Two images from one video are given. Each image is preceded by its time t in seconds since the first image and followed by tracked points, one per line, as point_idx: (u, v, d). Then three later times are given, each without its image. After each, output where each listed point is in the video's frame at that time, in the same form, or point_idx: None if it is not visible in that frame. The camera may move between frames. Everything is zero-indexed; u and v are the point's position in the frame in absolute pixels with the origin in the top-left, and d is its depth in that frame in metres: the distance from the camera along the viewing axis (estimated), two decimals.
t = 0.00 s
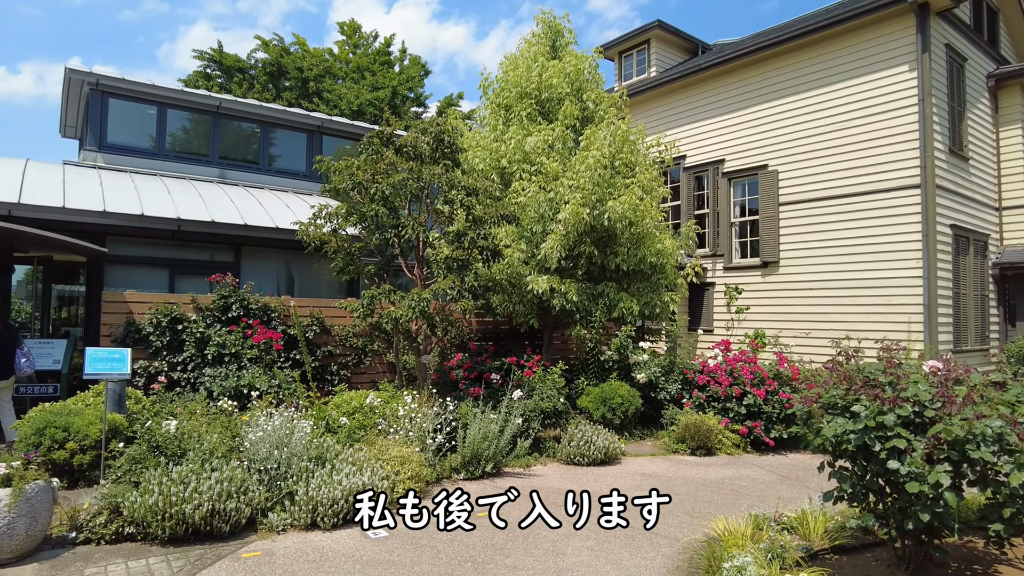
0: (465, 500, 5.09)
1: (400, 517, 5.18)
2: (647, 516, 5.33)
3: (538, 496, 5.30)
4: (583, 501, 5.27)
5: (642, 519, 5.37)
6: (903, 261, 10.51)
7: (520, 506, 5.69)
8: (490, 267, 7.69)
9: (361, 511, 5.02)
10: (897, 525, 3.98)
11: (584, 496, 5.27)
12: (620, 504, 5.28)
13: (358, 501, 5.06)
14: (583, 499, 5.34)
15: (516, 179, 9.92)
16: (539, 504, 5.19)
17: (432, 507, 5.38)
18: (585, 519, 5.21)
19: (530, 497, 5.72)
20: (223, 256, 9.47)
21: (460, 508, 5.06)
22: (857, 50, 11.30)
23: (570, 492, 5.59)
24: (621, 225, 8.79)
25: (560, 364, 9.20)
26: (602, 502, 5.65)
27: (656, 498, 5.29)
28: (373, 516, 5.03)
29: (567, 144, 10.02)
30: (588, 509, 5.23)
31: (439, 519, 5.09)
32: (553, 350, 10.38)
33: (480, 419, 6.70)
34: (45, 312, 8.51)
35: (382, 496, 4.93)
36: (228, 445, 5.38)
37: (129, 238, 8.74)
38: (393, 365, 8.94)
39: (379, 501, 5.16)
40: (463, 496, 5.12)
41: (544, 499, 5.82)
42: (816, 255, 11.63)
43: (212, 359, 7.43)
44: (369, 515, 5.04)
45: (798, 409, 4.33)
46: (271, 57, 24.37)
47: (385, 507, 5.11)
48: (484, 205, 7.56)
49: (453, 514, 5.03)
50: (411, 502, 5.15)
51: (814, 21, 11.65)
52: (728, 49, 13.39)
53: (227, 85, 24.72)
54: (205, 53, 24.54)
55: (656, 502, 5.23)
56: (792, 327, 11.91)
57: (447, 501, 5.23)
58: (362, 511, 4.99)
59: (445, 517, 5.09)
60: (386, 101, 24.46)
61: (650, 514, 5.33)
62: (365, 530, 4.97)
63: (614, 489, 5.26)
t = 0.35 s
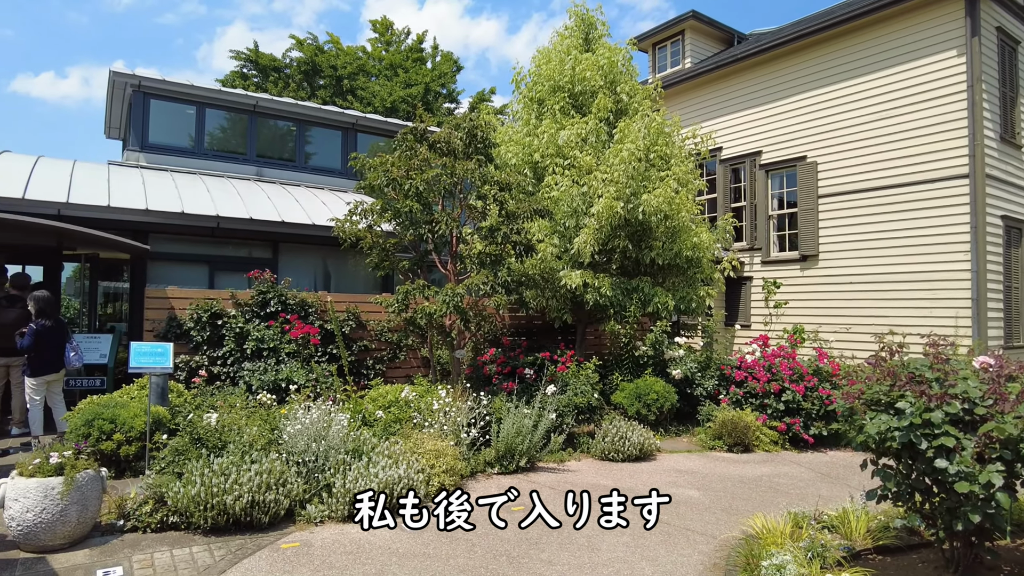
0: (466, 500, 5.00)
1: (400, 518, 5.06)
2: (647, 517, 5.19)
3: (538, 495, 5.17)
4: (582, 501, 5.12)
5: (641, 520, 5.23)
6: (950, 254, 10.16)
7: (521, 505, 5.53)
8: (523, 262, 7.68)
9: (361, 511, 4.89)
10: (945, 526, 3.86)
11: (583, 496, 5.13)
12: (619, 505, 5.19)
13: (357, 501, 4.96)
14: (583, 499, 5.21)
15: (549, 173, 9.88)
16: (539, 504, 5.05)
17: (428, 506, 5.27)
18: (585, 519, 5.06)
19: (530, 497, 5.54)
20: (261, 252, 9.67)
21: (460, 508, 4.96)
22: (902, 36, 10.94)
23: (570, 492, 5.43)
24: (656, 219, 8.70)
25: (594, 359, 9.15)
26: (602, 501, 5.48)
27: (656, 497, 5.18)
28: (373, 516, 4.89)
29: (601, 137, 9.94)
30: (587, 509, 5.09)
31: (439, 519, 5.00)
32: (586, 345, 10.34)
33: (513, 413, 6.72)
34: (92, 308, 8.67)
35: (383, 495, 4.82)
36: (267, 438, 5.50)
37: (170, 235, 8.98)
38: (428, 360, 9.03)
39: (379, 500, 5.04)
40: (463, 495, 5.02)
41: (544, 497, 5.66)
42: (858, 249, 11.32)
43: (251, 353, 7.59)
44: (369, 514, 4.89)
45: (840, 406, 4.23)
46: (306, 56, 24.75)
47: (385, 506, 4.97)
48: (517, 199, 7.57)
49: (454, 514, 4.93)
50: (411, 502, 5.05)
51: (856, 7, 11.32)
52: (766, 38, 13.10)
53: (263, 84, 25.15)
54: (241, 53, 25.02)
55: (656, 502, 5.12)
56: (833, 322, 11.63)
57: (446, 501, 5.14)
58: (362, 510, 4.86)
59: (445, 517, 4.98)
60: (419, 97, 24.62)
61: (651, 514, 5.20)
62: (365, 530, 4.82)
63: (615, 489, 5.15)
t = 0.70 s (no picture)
0: (466, 500, 4.95)
1: (399, 518, 4.99)
2: (647, 516, 5.10)
3: (538, 495, 5.07)
4: (582, 501, 5.04)
5: (640, 520, 5.13)
6: (1001, 248, 9.77)
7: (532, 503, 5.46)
8: (558, 260, 7.68)
9: (361, 511, 4.81)
10: (998, 531, 3.71)
11: (583, 496, 5.04)
12: (619, 505, 5.10)
13: (357, 501, 4.88)
14: (582, 499, 5.12)
15: (583, 170, 9.82)
16: (539, 503, 4.94)
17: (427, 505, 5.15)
18: (585, 519, 4.97)
19: (530, 497, 5.42)
20: (299, 251, 9.86)
21: (460, 508, 4.90)
22: (950, 24, 10.57)
23: (570, 492, 5.33)
24: (694, 214, 8.60)
25: (630, 357, 9.08)
26: (601, 501, 5.36)
27: (656, 497, 5.10)
28: (373, 516, 4.81)
29: (636, 132, 9.84)
30: (587, 509, 5.01)
31: (439, 519, 4.94)
32: (622, 343, 10.29)
33: (548, 411, 6.73)
34: (138, 306, 8.89)
35: (382, 494, 4.73)
36: (306, 433, 5.59)
37: (211, 235, 9.20)
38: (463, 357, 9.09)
39: (379, 501, 4.96)
40: (463, 495, 4.96)
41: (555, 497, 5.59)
42: (903, 244, 10.98)
43: (290, 350, 7.74)
44: (368, 514, 4.81)
45: (886, 405, 4.11)
46: (341, 57, 25.07)
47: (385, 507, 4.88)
48: (551, 196, 7.57)
49: (453, 513, 4.86)
50: (412, 501, 4.98)
51: None
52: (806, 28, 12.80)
53: (299, 86, 25.59)
54: (279, 55, 25.50)
55: (656, 501, 5.05)
56: (876, 319, 11.32)
57: (446, 502, 5.08)
58: (362, 510, 4.78)
59: (445, 517, 4.92)
60: (453, 96, 24.74)
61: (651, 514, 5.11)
62: (365, 530, 4.74)
63: (615, 488, 5.07)
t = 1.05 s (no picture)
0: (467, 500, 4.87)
1: (399, 517, 4.91)
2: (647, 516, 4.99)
3: (538, 494, 4.95)
4: (582, 501, 4.92)
5: (640, 520, 5.02)
6: None
7: (554, 498, 5.45)
8: (584, 256, 7.66)
9: (361, 511, 4.72)
10: None
11: (583, 495, 4.92)
12: (619, 505, 4.99)
13: (357, 501, 4.78)
14: (582, 499, 5.01)
15: (609, 164, 9.74)
16: (539, 503, 4.83)
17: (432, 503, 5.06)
18: (585, 520, 4.85)
19: (530, 497, 5.31)
20: (327, 248, 9.97)
21: (461, 508, 4.81)
22: (987, 11, 10.26)
23: (570, 492, 5.20)
24: (722, 209, 8.50)
25: (656, 353, 9.01)
26: (601, 501, 5.24)
27: (656, 496, 4.98)
28: (374, 516, 4.73)
29: (663, 127, 9.74)
30: (587, 509, 4.89)
31: (439, 519, 4.85)
32: (648, 340, 10.22)
33: (574, 407, 6.72)
34: (169, 303, 9.00)
35: (382, 494, 4.63)
36: (333, 428, 5.66)
37: (241, 233, 9.36)
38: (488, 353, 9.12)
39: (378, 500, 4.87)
40: (463, 495, 4.88)
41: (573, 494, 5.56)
42: (937, 238, 10.71)
43: (318, 345, 7.84)
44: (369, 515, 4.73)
45: (921, 402, 4.03)
46: (367, 56, 25.23)
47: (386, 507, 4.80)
48: (576, 192, 7.57)
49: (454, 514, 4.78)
50: (411, 501, 4.89)
51: None
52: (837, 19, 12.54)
53: (326, 84, 25.85)
54: (306, 54, 25.78)
55: (656, 501, 4.92)
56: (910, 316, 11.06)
57: (445, 501, 5.00)
58: (362, 510, 4.69)
59: (445, 517, 4.83)
60: (478, 93, 24.77)
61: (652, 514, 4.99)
62: (365, 531, 4.66)
63: (615, 488, 4.95)
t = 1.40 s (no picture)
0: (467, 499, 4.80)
1: (400, 517, 4.83)
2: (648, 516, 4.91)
3: (538, 493, 4.88)
4: (582, 500, 4.84)
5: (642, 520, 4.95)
6: None
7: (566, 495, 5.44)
8: (597, 252, 7.64)
9: (361, 511, 4.66)
10: None
11: (583, 495, 4.84)
12: (620, 505, 4.92)
13: (358, 502, 4.72)
14: (583, 499, 4.94)
15: (623, 160, 9.69)
16: (539, 503, 4.75)
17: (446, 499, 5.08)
18: (585, 519, 4.78)
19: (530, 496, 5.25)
20: (340, 245, 10.00)
21: (461, 508, 4.74)
22: (1007, 3, 10.08)
23: (570, 492, 5.13)
24: (736, 204, 8.44)
25: (670, 350, 8.96)
26: (601, 500, 5.16)
27: (656, 496, 4.90)
28: (374, 516, 4.66)
29: (677, 122, 9.67)
30: (587, 509, 4.81)
31: (440, 519, 4.76)
32: (661, 337, 10.19)
33: (587, 404, 6.72)
34: (185, 301, 9.11)
35: (381, 493, 4.55)
36: (348, 424, 5.69)
37: (255, 230, 9.42)
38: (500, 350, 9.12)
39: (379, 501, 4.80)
40: (463, 495, 4.81)
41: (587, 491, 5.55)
42: (955, 234, 10.57)
43: (332, 342, 7.89)
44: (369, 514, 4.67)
45: (940, 400, 3.98)
46: (379, 53, 25.24)
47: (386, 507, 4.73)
48: (589, 188, 7.56)
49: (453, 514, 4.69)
50: (412, 500, 4.82)
51: None
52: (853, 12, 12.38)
53: (338, 83, 25.90)
54: (318, 53, 25.85)
55: (656, 501, 4.85)
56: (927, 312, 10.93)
57: (446, 502, 4.94)
58: (362, 510, 4.63)
59: (446, 517, 4.75)
60: (490, 90, 24.74)
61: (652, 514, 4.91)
62: (365, 531, 4.59)
63: (615, 488, 4.89)
